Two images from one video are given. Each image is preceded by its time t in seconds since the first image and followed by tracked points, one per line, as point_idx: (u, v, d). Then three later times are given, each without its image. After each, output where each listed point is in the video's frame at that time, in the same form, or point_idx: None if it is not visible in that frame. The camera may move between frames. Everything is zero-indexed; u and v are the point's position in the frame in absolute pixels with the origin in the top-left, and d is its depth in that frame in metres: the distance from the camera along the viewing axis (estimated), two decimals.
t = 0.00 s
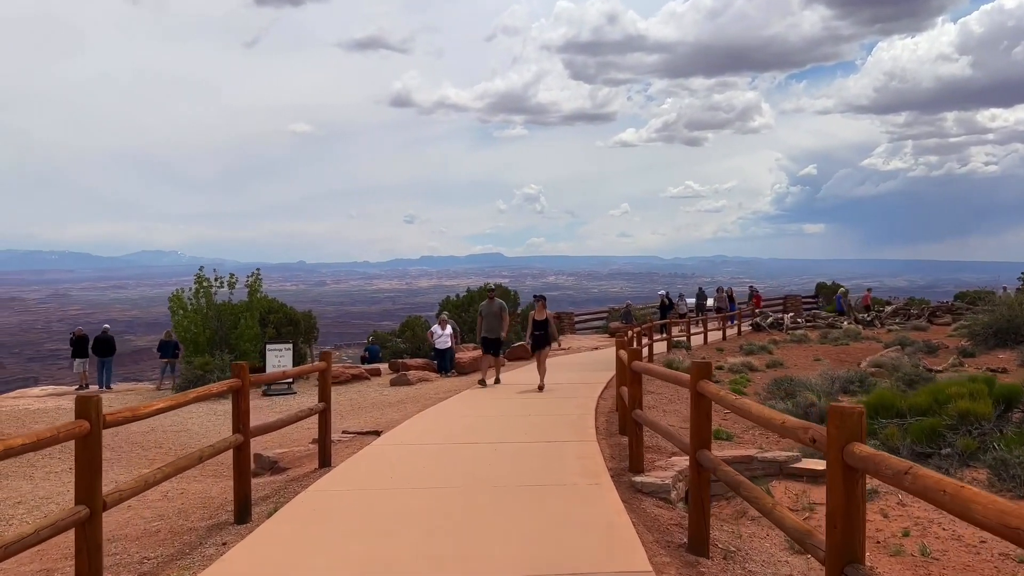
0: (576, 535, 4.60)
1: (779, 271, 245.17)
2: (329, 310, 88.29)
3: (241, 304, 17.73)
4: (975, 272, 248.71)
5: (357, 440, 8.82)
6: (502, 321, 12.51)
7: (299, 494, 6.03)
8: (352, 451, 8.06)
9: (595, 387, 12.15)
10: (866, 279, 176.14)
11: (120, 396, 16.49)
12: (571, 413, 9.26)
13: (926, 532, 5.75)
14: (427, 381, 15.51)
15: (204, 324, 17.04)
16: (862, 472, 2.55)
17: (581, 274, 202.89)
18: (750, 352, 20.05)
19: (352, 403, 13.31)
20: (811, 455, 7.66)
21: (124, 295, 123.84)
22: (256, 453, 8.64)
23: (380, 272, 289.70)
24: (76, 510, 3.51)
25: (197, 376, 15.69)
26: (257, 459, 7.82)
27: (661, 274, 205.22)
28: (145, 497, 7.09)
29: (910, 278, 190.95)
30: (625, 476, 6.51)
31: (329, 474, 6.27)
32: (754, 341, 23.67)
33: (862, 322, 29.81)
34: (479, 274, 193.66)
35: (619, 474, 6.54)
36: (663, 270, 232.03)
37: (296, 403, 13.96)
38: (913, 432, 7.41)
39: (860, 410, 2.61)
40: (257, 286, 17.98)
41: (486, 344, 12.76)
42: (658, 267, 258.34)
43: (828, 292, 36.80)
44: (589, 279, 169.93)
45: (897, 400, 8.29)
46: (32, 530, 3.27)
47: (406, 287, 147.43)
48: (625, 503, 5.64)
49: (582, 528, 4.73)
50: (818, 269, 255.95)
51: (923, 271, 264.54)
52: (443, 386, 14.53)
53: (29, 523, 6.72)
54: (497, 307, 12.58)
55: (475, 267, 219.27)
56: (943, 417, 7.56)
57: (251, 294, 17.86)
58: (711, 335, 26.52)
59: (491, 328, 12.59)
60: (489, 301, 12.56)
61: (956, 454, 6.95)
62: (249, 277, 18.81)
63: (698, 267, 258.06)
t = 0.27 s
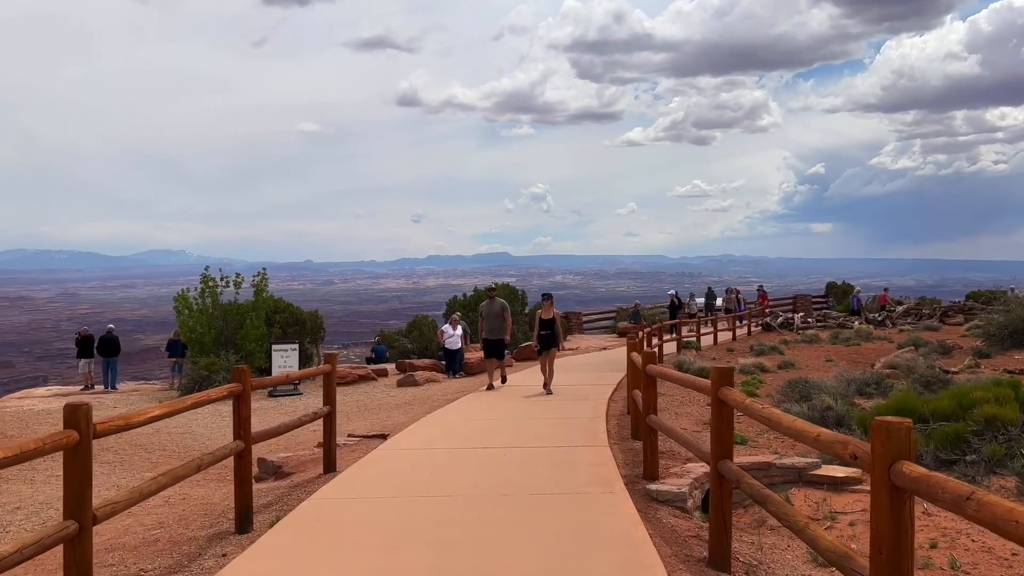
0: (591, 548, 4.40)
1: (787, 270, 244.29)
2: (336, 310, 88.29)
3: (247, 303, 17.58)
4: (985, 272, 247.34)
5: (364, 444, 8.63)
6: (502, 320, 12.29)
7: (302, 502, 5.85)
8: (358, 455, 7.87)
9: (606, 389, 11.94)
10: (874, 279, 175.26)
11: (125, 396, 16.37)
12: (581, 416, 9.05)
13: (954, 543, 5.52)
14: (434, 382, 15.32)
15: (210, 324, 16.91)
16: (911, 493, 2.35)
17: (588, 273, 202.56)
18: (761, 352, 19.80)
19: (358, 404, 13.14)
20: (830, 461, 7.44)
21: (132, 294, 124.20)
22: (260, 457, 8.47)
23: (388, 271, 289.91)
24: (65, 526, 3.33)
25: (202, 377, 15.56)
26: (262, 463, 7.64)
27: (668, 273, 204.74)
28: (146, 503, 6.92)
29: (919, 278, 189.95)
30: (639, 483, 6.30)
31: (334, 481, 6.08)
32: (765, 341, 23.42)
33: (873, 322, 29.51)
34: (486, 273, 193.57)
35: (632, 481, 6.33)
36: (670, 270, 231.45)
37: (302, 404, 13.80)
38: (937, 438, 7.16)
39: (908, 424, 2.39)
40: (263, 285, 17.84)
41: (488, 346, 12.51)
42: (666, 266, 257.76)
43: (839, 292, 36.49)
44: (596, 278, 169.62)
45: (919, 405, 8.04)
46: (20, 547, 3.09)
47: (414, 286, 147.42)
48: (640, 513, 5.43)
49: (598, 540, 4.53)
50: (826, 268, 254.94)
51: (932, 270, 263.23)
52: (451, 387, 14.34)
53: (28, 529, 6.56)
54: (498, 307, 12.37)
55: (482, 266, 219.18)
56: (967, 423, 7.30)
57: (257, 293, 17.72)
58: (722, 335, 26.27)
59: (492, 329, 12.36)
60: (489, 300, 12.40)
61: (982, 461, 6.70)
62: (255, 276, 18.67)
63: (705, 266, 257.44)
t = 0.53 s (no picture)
0: (611, 556, 4.19)
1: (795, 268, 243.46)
2: (342, 308, 88.24)
3: (252, 302, 17.41)
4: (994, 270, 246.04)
5: (371, 443, 8.43)
6: (506, 319, 12.03)
7: (307, 505, 5.63)
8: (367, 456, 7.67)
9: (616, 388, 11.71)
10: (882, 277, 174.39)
11: (129, 395, 16.20)
12: (592, 415, 8.83)
13: (988, 551, 5.27)
14: (441, 381, 15.11)
15: (215, 322, 16.74)
16: (978, 508, 2.11)
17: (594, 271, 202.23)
18: (772, 350, 19.53)
19: (365, 404, 12.93)
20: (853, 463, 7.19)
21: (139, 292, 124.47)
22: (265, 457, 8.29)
23: (394, 270, 289.89)
24: (52, 536, 3.11)
25: (207, 376, 15.38)
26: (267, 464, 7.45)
27: (675, 271, 204.25)
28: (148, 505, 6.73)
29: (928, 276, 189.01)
30: (656, 487, 6.07)
31: (340, 484, 5.87)
32: (775, 339, 23.16)
33: (884, 320, 29.19)
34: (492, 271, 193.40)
35: (649, 484, 6.10)
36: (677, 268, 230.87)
37: (308, 403, 13.61)
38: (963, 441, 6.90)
39: (973, 431, 2.15)
40: (268, 283, 17.67)
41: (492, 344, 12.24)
42: (672, 264, 256.92)
43: (848, 290, 36.17)
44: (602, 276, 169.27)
45: (942, 407, 7.77)
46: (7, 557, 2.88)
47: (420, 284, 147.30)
48: (659, 518, 5.21)
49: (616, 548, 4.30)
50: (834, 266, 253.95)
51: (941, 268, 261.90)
52: (458, 386, 14.12)
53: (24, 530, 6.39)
54: (503, 304, 12.11)
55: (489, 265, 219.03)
56: (995, 425, 7.03)
57: (262, 292, 17.55)
58: (731, 333, 26.01)
59: (496, 327, 12.09)
60: (494, 299, 12.17)
61: (1012, 464, 6.43)
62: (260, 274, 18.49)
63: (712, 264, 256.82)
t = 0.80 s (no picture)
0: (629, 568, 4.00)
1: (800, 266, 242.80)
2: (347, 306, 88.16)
3: (255, 300, 17.25)
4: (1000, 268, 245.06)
5: (377, 445, 8.24)
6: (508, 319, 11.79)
7: (310, 511, 5.45)
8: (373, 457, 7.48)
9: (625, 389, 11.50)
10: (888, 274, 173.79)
11: (132, 395, 16.05)
12: (602, 416, 8.67)
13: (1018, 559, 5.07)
14: (447, 380, 14.92)
15: (218, 322, 16.58)
16: None
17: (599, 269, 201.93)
18: (781, 349, 19.29)
19: (369, 404, 12.74)
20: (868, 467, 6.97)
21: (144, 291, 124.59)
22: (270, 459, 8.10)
23: (399, 268, 289.83)
24: (38, 552, 2.92)
25: (210, 376, 15.23)
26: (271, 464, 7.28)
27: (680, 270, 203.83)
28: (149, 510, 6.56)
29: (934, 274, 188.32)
30: (670, 492, 5.88)
31: (344, 488, 5.69)
32: (783, 337, 22.92)
33: (893, 318, 28.93)
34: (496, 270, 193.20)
35: (663, 490, 5.91)
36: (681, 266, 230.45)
37: (312, 403, 13.43)
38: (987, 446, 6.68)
39: None
40: (271, 282, 17.50)
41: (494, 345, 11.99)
42: (677, 262, 256.45)
43: (856, 288, 35.90)
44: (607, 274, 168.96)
45: (964, 411, 7.55)
46: None
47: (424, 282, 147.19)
48: (675, 525, 5.01)
49: (635, 560, 4.11)
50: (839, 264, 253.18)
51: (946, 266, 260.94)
52: (465, 386, 13.93)
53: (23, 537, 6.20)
54: (506, 305, 11.88)
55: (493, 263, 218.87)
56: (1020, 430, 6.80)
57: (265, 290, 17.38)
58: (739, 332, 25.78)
59: (497, 327, 11.85)
60: (497, 299, 11.95)
61: None
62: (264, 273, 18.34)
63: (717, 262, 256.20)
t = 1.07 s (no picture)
0: None
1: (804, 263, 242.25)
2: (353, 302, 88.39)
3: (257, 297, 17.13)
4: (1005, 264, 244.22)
5: (380, 443, 8.02)
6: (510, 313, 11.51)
7: (308, 512, 5.28)
8: (375, 456, 7.26)
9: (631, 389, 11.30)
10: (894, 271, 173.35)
11: (133, 391, 15.91)
12: (612, 416, 8.44)
13: None
14: (451, 377, 14.73)
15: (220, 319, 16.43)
16: None
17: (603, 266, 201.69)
18: (788, 345, 19.07)
19: (372, 401, 12.57)
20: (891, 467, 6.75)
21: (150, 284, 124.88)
22: (269, 459, 7.88)
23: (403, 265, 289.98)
24: (12, 562, 2.73)
25: (211, 374, 15.08)
26: (271, 465, 7.05)
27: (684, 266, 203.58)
28: (145, 512, 6.33)
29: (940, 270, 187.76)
30: (682, 493, 5.70)
31: (344, 489, 5.52)
32: (790, 333, 22.70)
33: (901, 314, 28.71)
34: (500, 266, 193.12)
35: (674, 489, 5.73)
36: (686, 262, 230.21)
37: (313, 400, 13.26)
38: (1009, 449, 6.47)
39: None
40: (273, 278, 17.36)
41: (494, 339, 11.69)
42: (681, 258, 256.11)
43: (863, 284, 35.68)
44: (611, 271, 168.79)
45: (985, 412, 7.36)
46: None
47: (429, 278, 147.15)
48: (688, 528, 4.84)
49: (648, 566, 3.92)
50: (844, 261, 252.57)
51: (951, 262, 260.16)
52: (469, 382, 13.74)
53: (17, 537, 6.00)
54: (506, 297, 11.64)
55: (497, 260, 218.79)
56: None
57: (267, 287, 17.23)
58: (746, 328, 25.56)
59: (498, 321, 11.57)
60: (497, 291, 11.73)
61: None
62: (266, 271, 18.19)
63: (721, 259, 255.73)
